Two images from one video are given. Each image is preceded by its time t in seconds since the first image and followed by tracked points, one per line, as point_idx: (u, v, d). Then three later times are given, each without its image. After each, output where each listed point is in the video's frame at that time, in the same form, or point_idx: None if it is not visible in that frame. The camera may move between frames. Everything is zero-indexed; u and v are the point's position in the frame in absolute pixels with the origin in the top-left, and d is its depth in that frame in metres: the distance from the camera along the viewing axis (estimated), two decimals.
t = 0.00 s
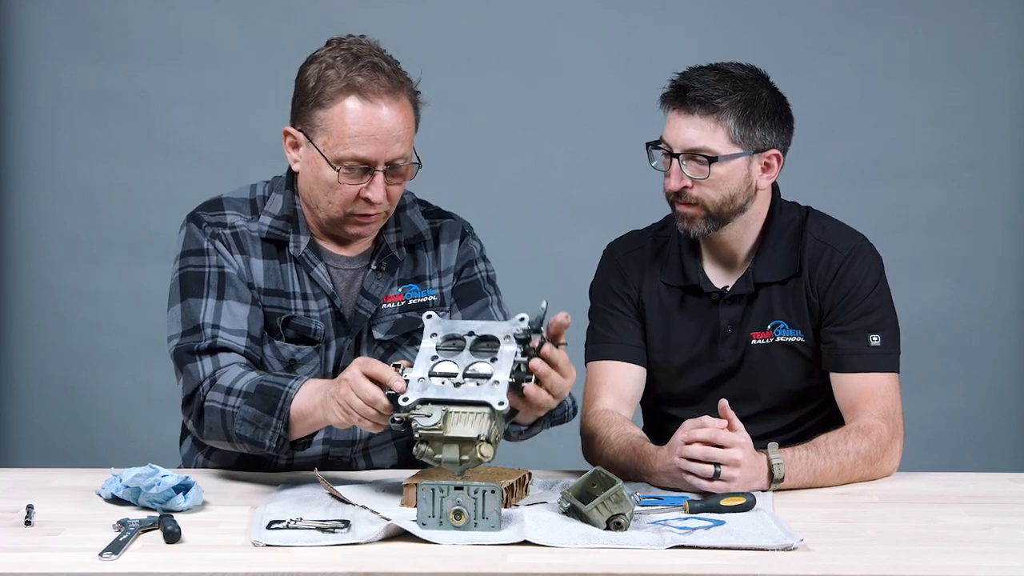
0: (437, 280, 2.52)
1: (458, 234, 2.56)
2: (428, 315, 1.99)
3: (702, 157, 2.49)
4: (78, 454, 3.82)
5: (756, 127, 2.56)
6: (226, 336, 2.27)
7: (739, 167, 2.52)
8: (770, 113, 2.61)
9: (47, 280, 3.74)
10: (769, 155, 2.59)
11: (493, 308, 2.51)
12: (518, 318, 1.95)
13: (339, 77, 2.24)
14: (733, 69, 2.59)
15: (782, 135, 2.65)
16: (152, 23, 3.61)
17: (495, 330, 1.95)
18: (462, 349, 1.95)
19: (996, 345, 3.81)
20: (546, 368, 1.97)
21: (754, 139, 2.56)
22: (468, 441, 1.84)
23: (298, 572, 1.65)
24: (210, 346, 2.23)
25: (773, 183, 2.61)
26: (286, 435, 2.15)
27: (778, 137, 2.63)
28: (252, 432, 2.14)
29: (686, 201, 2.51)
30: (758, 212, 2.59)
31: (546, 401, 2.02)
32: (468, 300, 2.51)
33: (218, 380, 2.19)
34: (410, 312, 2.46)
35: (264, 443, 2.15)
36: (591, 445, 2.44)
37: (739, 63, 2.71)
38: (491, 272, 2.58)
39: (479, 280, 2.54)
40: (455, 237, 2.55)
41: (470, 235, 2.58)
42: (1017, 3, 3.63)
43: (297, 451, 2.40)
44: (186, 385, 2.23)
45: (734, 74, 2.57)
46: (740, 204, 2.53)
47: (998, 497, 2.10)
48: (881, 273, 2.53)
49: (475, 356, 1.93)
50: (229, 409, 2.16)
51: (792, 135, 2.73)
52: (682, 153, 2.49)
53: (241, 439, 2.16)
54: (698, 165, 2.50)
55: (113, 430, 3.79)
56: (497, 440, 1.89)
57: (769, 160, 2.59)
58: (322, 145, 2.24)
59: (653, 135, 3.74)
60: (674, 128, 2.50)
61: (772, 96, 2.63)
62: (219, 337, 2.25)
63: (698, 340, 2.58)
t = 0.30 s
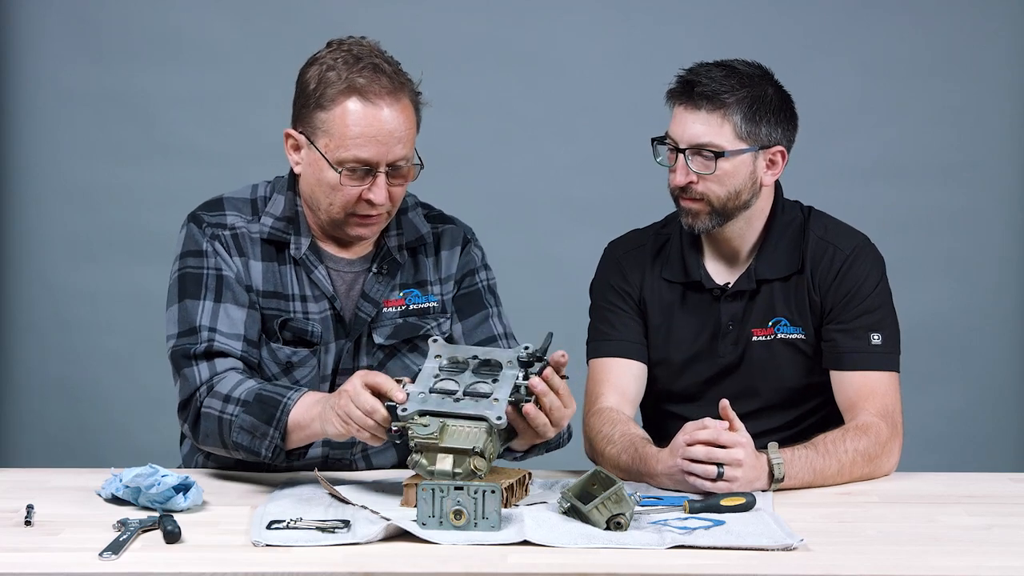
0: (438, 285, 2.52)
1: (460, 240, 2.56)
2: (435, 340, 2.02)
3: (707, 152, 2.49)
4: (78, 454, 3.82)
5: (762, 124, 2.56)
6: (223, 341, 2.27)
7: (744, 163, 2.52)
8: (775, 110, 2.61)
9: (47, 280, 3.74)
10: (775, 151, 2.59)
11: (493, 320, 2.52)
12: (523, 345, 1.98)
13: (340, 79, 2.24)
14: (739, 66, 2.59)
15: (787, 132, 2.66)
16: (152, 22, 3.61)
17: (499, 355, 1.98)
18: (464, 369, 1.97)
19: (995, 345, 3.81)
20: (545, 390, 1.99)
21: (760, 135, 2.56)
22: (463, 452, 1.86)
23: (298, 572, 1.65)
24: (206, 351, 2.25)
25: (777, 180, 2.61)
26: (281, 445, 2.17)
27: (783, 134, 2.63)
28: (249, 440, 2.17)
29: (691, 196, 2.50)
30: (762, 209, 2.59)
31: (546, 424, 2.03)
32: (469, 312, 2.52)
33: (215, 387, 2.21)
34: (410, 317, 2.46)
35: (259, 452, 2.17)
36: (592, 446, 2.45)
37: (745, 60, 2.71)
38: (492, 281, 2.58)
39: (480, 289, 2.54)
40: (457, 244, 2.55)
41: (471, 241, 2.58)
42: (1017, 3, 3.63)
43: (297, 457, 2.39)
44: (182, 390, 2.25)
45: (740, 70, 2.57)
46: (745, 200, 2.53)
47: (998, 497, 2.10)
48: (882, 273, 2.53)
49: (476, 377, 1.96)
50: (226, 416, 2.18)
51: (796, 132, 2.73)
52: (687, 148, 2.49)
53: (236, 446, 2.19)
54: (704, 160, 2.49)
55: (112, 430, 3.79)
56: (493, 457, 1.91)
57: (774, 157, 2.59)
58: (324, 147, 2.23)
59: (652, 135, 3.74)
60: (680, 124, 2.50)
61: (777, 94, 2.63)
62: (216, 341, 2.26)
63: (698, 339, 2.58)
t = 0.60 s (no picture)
0: (439, 290, 2.52)
1: (460, 243, 2.56)
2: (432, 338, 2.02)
3: (702, 152, 2.49)
4: (78, 454, 3.82)
5: (756, 123, 2.56)
6: (218, 345, 2.27)
7: (740, 164, 2.52)
8: (769, 109, 2.61)
9: (47, 280, 3.74)
10: (768, 151, 2.59)
11: (493, 329, 2.53)
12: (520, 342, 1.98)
13: (344, 83, 2.23)
14: (733, 66, 2.59)
15: (781, 131, 2.66)
16: (152, 22, 3.61)
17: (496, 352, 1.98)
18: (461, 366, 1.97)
19: (995, 345, 3.81)
20: (546, 389, 2.01)
21: (754, 135, 2.56)
22: (464, 449, 1.86)
23: (298, 572, 1.65)
24: (203, 355, 2.26)
25: (772, 179, 2.60)
26: (280, 446, 2.19)
27: (777, 133, 2.63)
28: (248, 443, 2.18)
29: (687, 196, 2.50)
30: (757, 208, 2.59)
31: (544, 420, 2.06)
32: (468, 318, 2.52)
33: (212, 391, 2.22)
34: (411, 319, 2.46)
35: (259, 453, 2.18)
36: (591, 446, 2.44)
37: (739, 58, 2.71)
38: (492, 287, 2.58)
39: (480, 296, 2.54)
40: (457, 247, 2.55)
41: (471, 245, 2.57)
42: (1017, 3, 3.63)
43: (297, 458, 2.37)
44: (179, 394, 2.26)
45: (734, 70, 2.57)
46: (739, 200, 2.53)
47: (998, 497, 2.10)
48: (880, 272, 2.54)
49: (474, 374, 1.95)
50: (224, 420, 2.19)
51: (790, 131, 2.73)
52: (682, 148, 2.49)
53: (234, 449, 2.20)
54: (698, 160, 2.49)
55: (112, 429, 3.79)
56: (493, 453, 1.90)
57: (768, 156, 2.59)
58: (326, 151, 2.23)
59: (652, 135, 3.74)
60: (674, 124, 2.50)
61: (772, 93, 2.63)
62: (211, 345, 2.26)
63: (696, 338, 2.57)
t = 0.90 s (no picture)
0: (439, 292, 2.51)
1: (460, 245, 2.56)
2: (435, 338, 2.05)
3: (699, 149, 2.49)
4: (78, 454, 3.82)
5: (754, 122, 2.56)
6: (217, 347, 2.28)
7: (737, 163, 2.52)
8: (767, 108, 2.61)
9: (47, 279, 3.74)
10: (767, 151, 2.59)
11: (493, 331, 2.53)
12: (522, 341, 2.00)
13: (342, 86, 2.23)
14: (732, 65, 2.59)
15: (779, 131, 2.66)
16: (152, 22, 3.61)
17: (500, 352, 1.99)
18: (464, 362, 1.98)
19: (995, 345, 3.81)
20: (549, 385, 1.99)
21: (752, 133, 2.56)
22: (464, 437, 1.86)
23: (298, 572, 1.65)
24: (202, 356, 2.26)
25: (770, 179, 2.60)
26: (281, 445, 2.19)
27: (775, 132, 2.63)
28: (249, 442, 2.18)
29: (683, 194, 2.50)
30: (754, 208, 2.60)
31: (547, 417, 2.05)
32: (468, 321, 2.52)
33: (211, 393, 2.23)
34: (410, 322, 2.46)
35: (261, 453, 2.18)
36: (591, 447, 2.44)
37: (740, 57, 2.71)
38: (492, 290, 2.58)
39: (480, 299, 2.54)
40: (457, 249, 2.55)
41: (471, 248, 2.57)
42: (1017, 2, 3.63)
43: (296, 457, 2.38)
44: (179, 396, 2.26)
45: (733, 68, 2.57)
46: (736, 199, 2.53)
47: (998, 497, 2.10)
48: (879, 272, 2.53)
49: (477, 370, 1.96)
50: (224, 420, 2.20)
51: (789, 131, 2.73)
52: (680, 145, 2.49)
53: (235, 449, 2.20)
54: (696, 158, 2.49)
55: (112, 429, 3.79)
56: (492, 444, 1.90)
57: (766, 156, 2.59)
58: (326, 154, 2.23)
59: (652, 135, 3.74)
60: (672, 121, 2.50)
61: (771, 92, 2.63)
62: (210, 347, 2.27)
63: (694, 339, 2.57)
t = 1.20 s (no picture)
0: (441, 295, 2.51)
1: (461, 247, 2.55)
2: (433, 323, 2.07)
3: (699, 148, 2.49)
4: (78, 453, 3.82)
5: (755, 121, 2.56)
6: (217, 349, 2.28)
7: (738, 163, 2.52)
8: (769, 109, 2.61)
9: (46, 280, 3.74)
10: (768, 151, 2.59)
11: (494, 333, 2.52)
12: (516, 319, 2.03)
13: (344, 87, 2.23)
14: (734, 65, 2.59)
15: (781, 131, 2.66)
16: (152, 22, 3.61)
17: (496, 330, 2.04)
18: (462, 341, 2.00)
19: (995, 345, 3.81)
20: (549, 352, 1.98)
21: (753, 133, 2.56)
22: (469, 410, 1.83)
23: (298, 572, 1.65)
24: (202, 358, 2.27)
25: (770, 179, 2.60)
26: (284, 442, 2.19)
27: (777, 133, 2.63)
28: (252, 439, 2.18)
29: (683, 193, 2.50)
30: (754, 208, 2.60)
31: (550, 384, 2.05)
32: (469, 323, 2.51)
33: (211, 394, 2.23)
34: (411, 324, 2.46)
35: (263, 450, 2.18)
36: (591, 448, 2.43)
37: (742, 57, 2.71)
38: (494, 292, 2.57)
39: (482, 301, 2.53)
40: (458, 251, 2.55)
41: (473, 250, 2.57)
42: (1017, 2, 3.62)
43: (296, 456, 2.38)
44: (178, 397, 2.27)
45: (735, 68, 2.57)
46: (736, 199, 2.53)
47: (997, 497, 2.10)
48: (879, 273, 2.53)
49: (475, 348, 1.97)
50: (224, 420, 2.20)
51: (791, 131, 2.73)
52: (680, 143, 2.49)
53: (236, 448, 2.20)
54: (696, 157, 2.50)
55: (112, 429, 3.79)
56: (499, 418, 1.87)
57: (766, 156, 2.59)
58: (328, 156, 2.23)
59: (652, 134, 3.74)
60: (673, 119, 2.50)
61: (773, 92, 2.63)
62: (209, 349, 2.27)
63: (693, 339, 2.57)
